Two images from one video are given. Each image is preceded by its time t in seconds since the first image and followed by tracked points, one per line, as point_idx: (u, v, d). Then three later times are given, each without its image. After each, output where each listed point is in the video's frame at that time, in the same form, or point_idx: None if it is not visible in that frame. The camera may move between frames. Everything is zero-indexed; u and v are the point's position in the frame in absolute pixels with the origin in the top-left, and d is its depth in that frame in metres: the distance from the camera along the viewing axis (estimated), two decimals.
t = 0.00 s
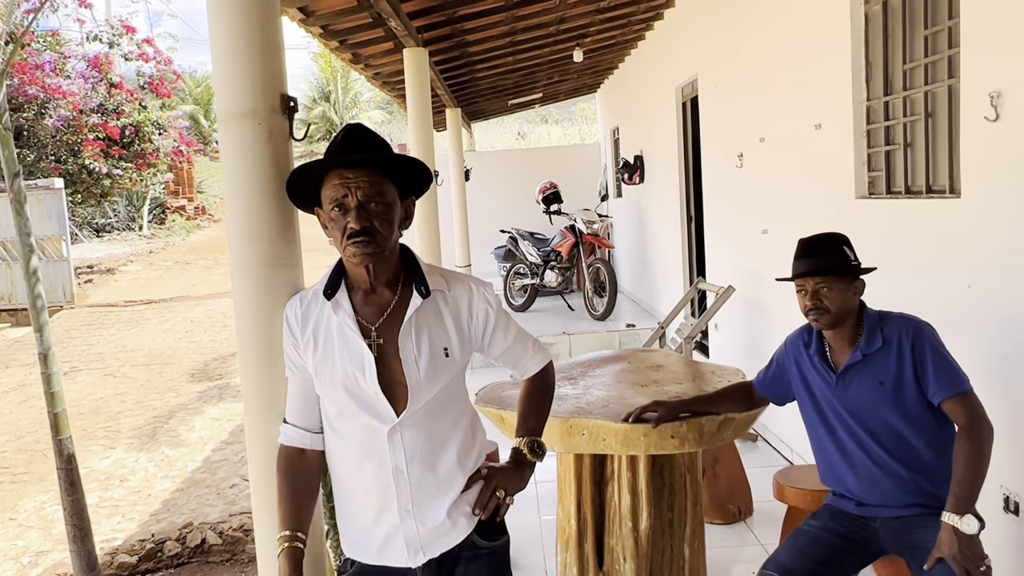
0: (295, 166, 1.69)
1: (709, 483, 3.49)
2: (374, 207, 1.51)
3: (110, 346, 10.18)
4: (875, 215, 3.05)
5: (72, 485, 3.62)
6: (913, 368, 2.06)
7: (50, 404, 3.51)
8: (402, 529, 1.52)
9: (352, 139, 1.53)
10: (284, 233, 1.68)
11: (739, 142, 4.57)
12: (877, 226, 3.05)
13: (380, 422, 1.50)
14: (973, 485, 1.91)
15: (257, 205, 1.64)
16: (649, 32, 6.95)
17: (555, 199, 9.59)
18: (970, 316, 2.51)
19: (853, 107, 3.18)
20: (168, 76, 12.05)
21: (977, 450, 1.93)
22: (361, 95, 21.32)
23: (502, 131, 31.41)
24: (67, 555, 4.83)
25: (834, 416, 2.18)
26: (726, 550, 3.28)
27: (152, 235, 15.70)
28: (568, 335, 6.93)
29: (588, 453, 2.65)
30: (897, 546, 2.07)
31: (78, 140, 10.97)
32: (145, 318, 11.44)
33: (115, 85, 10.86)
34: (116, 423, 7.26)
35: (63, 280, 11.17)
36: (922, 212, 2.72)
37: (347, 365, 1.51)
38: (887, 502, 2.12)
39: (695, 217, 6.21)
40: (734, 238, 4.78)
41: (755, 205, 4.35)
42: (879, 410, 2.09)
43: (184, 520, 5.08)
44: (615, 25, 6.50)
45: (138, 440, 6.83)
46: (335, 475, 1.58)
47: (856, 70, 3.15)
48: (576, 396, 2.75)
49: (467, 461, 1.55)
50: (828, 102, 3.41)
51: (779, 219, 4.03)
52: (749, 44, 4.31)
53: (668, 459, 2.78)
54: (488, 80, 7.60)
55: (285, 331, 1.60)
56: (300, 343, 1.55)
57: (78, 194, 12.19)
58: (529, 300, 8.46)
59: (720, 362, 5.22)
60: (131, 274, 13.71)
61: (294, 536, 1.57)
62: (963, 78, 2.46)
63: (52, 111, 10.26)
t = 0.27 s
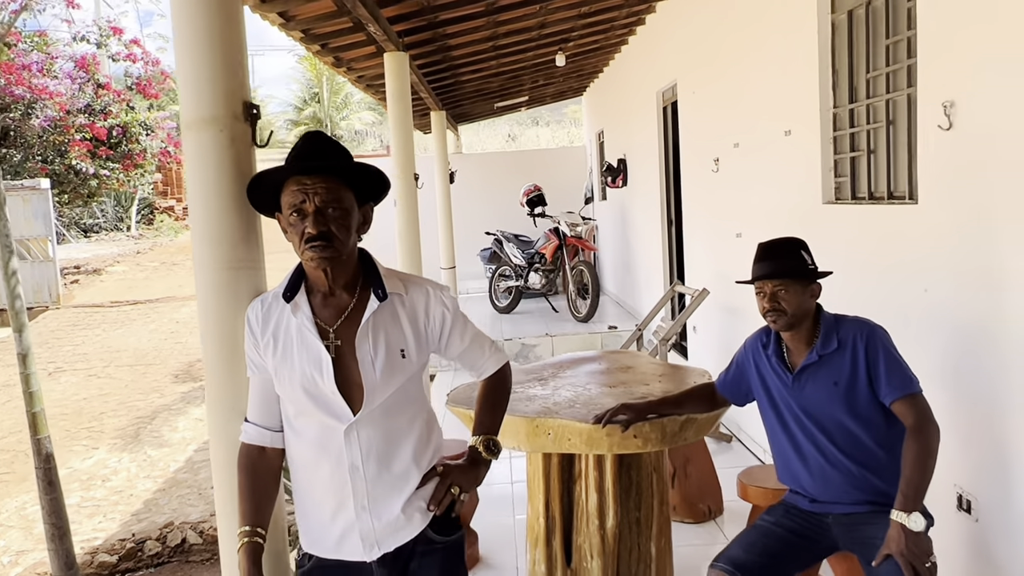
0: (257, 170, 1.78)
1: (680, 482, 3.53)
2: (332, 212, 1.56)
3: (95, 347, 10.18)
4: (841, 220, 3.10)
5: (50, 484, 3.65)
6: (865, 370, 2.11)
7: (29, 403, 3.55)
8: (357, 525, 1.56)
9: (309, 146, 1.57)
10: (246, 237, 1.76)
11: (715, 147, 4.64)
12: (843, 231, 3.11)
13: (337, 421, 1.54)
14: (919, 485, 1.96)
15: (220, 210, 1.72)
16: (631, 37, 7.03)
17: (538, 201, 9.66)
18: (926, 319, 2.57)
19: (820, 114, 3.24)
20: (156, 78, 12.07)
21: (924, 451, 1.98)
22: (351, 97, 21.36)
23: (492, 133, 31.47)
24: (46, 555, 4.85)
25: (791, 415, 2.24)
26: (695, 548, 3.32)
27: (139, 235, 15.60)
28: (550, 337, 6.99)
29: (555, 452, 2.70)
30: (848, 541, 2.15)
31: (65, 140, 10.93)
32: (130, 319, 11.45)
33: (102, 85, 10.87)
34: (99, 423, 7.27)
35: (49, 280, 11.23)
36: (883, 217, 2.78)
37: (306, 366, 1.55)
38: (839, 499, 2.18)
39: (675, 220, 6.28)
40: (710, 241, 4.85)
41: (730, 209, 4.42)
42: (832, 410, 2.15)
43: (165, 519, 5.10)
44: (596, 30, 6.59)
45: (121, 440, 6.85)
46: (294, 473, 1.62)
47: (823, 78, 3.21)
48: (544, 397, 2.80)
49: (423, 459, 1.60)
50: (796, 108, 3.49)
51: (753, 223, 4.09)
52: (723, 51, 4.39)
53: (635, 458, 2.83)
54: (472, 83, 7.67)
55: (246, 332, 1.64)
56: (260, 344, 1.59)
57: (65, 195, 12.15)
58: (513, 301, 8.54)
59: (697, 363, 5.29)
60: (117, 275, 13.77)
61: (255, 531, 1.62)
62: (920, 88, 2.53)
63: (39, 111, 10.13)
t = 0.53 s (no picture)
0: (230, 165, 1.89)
1: (653, 474, 3.61)
2: (300, 205, 1.63)
3: (84, 344, 10.22)
4: (808, 218, 3.19)
5: (35, 475, 3.71)
6: (819, 362, 2.20)
7: (14, 395, 3.61)
8: (323, 503, 1.64)
9: (280, 144, 1.66)
10: (219, 229, 1.87)
11: (693, 148, 4.73)
12: (810, 229, 3.19)
13: (304, 404, 1.61)
14: (868, 472, 2.04)
15: (194, 203, 1.84)
16: (616, 39, 7.13)
17: (524, 201, 9.75)
18: (883, 314, 2.66)
19: (789, 116, 3.34)
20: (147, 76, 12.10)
21: (873, 439, 2.06)
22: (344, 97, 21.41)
23: (484, 133, 31.57)
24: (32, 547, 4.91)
25: (749, 406, 2.32)
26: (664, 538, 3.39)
27: (130, 233, 15.39)
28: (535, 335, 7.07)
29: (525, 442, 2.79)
30: (801, 527, 2.24)
31: (55, 138, 10.78)
32: (119, 316, 11.48)
33: (92, 83, 10.90)
34: (86, 418, 7.32)
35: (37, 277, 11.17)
36: (846, 216, 2.86)
37: (274, 352, 1.63)
38: (794, 486, 2.27)
39: (658, 220, 6.37)
40: (689, 241, 4.94)
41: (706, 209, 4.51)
42: (788, 401, 2.23)
43: (150, 512, 5.16)
44: (581, 32, 6.68)
45: (108, 435, 6.90)
46: (264, 454, 1.69)
47: (791, 81, 3.31)
48: (515, 389, 2.89)
49: (387, 441, 1.68)
50: (767, 110, 3.58)
51: (727, 222, 4.18)
52: (700, 54, 4.49)
53: (605, 448, 2.93)
54: (460, 83, 7.75)
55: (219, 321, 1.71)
56: (232, 332, 1.67)
57: (54, 192, 12.08)
58: (500, 300, 8.63)
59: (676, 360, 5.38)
60: (107, 272, 13.81)
61: (225, 510, 1.69)
62: (878, 91, 2.62)
63: (29, 108, 10.26)
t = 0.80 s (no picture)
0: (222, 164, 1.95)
1: (639, 471, 3.66)
2: (290, 204, 1.69)
3: (79, 340, 10.26)
4: (792, 219, 3.26)
5: (30, 468, 3.75)
6: (798, 361, 2.26)
7: (9, 389, 3.65)
8: (310, 494, 1.69)
9: (270, 143, 1.70)
10: (211, 227, 1.93)
11: (683, 149, 4.79)
12: (794, 230, 3.26)
13: (293, 397, 1.66)
14: (843, 467, 2.09)
15: (187, 202, 1.89)
16: (610, 40, 7.19)
17: (518, 201, 9.81)
18: (862, 313, 2.72)
19: (774, 120, 3.40)
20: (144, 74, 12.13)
21: (848, 436, 2.12)
22: (341, 96, 21.49)
23: (481, 132, 31.61)
24: (25, 540, 4.95)
25: (729, 403, 2.37)
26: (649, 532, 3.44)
27: (126, 230, 15.46)
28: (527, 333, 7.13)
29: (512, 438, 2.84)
30: (779, 521, 2.29)
31: (51, 134, 10.85)
32: (114, 313, 11.51)
33: (89, 80, 10.91)
34: (81, 414, 7.36)
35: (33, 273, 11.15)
36: (828, 218, 2.91)
37: (264, 346, 1.68)
38: (773, 482, 2.33)
39: (650, 220, 6.43)
40: (679, 241, 5.00)
41: (695, 210, 4.57)
42: (767, 399, 2.29)
43: (143, 507, 5.20)
44: (575, 33, 6.74)
45: (102, 431, 6.95)
46: (253, 446, 1.75)
47: (777, 85, 3.37)
48: (503, 385, 2.95)
49: (373, 433, 1.74)
50: (754, 113, 3.64)
51: (716, 223, 4.24)
52: (690, 57, 4.55)
53: (590, 444, 3.01)
54: (455, 83, 7.81)
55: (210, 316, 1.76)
56: (223, 326, 1.72)
57: (50, 188, 12.05)
58: (493, 299, 8.70)
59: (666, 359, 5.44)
60: (102, 268, 13.80)
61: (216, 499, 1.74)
62: (860, 95, 2.67)
63: (25, 105, 10.34)
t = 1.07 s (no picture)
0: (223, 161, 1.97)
1: (635, 469, 3.68)
2: (290, 201, 1.70)
3: (77, 335, 10.27)
4: (789, 219, 3.28)
5: (29, 462, 3.77)
6: (791, 360, 2.28)
7: (9, 382, 3.67)
8: (309, 486, 1.71)
9: (270, 140, 1.72)
10: (211, 223, 1.94)
11: (681, 149, 4.81)
12: (790, 230, 3.27)
13: (291, 391, 1.68)
14: (835, 465, 2.11)
15: (187, 197, 1.91)
16: (610, 40, 7.21)
17: (518, 199, 9.83)
18: (857, 313, 2.74)
19: (772, 120, 3.42)
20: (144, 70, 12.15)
21: (841, 434, 2.14)
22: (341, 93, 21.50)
23: (481, 131, 31.60)
24: (23, 534, 4.97)
25: (724, 401, 2.40)
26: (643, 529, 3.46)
27: (125, 225, 15.37)
28: (525, 332, 7.15)
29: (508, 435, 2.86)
30: (772, 518, 2.32)
31: (51, 129, 10.95)
32: (113, 308, 11.53)
33: (89, 75, 10.91)
34: (79, 409, 7.38)
35: (32, 269, 11.08)
36: (824, 219, 2.94)
37: (264, 340, 1.70)
38: (766, 479, 2.35)
39: (648, 219, 6.45)
40: (677, 240, 5.02)
41: (694, 209, 4.59)
42: (761, 397, 2.31)
43: (142, 502, 5.22)
44: (575, 32, 6.76)
45: (101, 425, 6.97)
46: (252, 439, 1.77)
47: (775, 86, 3.39)
48: (500, 382, 2.97)
49: (371, 427, 1.76)
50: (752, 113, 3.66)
51: (713, 222, 4.26)
52: (689, 57, 4.57)
53: (586, 442, 3.04)
54: (455, 82, 7.83)
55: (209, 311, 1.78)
56: (223, 321, 1.74)
57: (50, 184, 12.07)
58: (492, 297, 8.72)
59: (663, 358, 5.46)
60: (101, 264, 13.81)
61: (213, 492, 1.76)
62: (856, 97, 2.69)
63: (26, 100, 10.44)
